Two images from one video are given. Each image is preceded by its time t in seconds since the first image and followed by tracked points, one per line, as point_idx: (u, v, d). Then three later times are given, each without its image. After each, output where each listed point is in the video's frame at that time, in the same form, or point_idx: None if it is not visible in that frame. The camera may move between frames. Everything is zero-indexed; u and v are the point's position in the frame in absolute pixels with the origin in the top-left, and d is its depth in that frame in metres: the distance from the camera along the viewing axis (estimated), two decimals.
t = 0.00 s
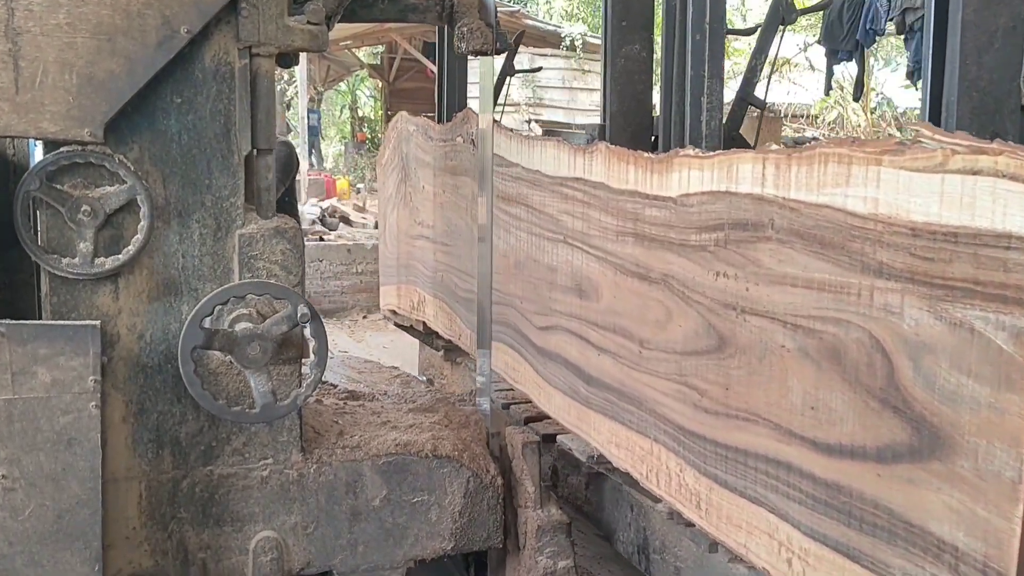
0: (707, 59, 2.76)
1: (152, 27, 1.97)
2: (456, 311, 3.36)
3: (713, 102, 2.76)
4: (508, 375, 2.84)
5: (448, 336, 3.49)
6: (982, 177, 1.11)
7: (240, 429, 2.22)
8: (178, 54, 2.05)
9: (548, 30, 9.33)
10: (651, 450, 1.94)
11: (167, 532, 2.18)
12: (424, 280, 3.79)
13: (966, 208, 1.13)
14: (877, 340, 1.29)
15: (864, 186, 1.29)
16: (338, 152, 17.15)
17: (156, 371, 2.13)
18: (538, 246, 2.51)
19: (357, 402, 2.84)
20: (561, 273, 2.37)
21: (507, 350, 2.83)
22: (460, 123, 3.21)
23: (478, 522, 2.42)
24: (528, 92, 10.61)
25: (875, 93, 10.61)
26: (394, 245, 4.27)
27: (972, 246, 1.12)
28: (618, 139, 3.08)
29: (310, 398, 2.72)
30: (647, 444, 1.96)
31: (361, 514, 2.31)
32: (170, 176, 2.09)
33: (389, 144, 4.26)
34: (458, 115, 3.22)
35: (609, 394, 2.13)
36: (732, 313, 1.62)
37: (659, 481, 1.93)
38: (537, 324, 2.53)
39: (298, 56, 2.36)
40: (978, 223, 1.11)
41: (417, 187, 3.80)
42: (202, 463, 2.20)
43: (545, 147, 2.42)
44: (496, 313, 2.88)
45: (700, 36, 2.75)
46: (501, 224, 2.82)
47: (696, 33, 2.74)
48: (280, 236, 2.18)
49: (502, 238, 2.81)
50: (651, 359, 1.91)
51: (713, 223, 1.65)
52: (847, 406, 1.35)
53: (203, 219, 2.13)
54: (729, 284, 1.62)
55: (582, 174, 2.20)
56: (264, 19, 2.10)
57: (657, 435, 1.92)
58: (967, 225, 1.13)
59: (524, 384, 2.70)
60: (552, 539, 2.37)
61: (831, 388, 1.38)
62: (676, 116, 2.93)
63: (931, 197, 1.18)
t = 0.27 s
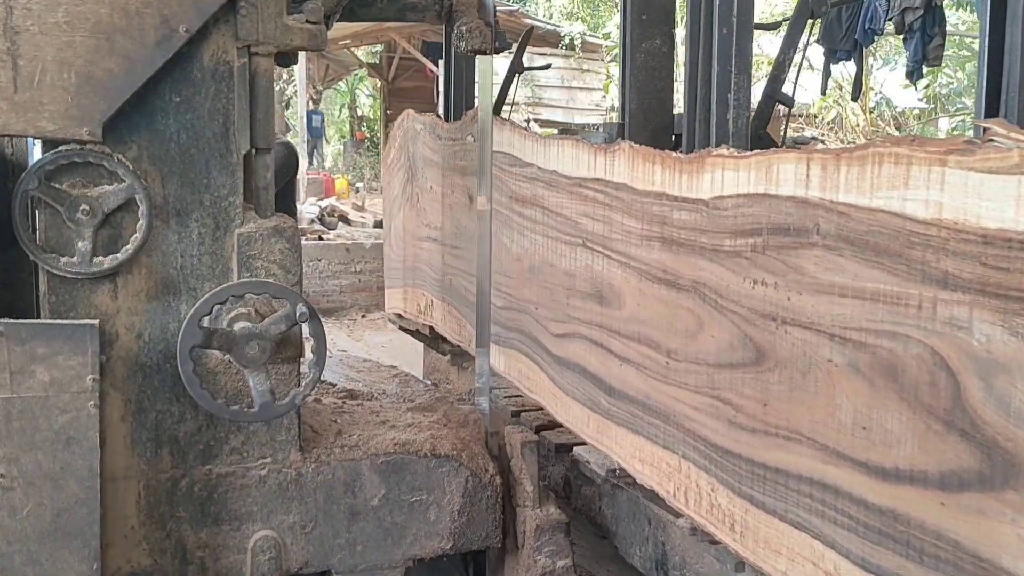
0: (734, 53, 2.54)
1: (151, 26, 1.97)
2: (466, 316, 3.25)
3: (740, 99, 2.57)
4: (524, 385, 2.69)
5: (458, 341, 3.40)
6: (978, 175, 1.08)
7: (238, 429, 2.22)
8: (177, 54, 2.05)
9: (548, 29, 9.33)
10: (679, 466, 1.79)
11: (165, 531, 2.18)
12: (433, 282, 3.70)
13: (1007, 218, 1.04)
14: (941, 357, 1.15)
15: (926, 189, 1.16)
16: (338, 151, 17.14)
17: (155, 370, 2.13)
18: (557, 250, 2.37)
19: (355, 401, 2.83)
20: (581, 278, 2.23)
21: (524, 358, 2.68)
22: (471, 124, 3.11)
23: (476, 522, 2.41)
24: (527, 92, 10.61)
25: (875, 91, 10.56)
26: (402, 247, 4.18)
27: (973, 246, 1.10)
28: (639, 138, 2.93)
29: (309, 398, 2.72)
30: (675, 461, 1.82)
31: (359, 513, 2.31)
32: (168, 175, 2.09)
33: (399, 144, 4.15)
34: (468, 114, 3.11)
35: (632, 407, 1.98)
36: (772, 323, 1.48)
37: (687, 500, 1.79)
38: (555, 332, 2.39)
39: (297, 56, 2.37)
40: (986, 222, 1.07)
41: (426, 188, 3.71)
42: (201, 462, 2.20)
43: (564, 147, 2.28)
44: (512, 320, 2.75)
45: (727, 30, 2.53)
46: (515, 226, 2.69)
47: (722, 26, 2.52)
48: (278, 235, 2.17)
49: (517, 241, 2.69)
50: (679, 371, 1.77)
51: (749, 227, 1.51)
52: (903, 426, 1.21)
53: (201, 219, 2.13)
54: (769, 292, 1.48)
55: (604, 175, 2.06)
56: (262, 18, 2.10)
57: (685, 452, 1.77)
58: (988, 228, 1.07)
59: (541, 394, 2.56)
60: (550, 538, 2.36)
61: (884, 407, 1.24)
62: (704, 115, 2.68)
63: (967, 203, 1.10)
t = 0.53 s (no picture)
0: (763, 48, 2.53)
1: (149, 25, 1.97)
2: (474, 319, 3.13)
3: (770, 97, 2.55)
4: (537, 393, 2.62)
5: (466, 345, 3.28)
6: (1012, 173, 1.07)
7: (237, 428, 2.21)
8: (175, 53, 2.05)
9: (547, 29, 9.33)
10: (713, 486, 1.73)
11: (164, 530, 2.18)
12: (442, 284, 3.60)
13: None
14: (1014, 375, 1.09)
15: (999, 193, 1.09)
16: (337, 150, 17.12)
17: (154, 369, 2.13)
18: (574, 254, 2.29)
19: (354, 401, 2.83)
20: (601, 284, 2.15)
21: (536, 366, 2.60)
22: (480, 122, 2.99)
23: (475, 522, 2.41)
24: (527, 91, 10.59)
25: (874, 91, 10.48)
26: (410, 249, 4.08)
27: (1003, 246, 1.09)
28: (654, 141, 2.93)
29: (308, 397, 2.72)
30: (706, 479, 1.76)
31: (358, 513, 2.31)
32: (167, 174, 2.09)
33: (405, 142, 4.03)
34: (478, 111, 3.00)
35: (657, 420, 1.92)
36: (817, 336, 1.42)
37: (720, 521, 1.73)
38: (573, 340, 2.31)
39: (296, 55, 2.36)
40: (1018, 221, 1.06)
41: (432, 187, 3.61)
42: (199, 462, 2.20)
43: (583, 147, 2.20)
44: (524, 326, 2.65)
45: (757, 22, 2.51)
46: (527, 229, 2.59)
47: (751, 19, 2.51)
48: (276, 234, 2.17)
49: (528, 244, 2.59)
50: (712, 385, 1.71)
51: (791, 233, 1.46)
52: (971, 451, 1.16)
53: (200, 218, 2.12)
54: (813, 303, 1.42)
55: (627, 177, 1.99)
56: (261, 17, 2.10)
57: (717, 469, 1.72)
58: None
59: (555, 404, 2.48)
60: (549, 538, 2.35)
61: (950, 430, 1.18)
62: (731, 115, 2.63)
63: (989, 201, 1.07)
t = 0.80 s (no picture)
0: (797, 43, 2.29)
1: (147, 24, 1.96)
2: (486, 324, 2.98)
3: (804, 94, 2.31)
4: (553, 404, 2.49)
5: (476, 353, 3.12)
6: (1008, 170, 1.09)
7: (235, 427, 2.21)
8: (174, 52, 2.05)
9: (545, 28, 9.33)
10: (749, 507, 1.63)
11: (163, 530, 2.18)
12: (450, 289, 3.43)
13: None
14: None
15: None
16: (335, 149, 17.08)
17: (152, 369, 2.13)
18: (595, 259, 2.17)
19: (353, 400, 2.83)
20: (624, 292, 2.03)
21: (552, 376, 2.48)
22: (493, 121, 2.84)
23: (473, 521, 2.41)
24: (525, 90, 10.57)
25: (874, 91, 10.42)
26: (416, 253, 3.90)
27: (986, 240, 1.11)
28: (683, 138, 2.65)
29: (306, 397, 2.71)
30: (742, 501, 1.66)
31: (357, 512, 2.31)
32: (165, 174, 2.09)
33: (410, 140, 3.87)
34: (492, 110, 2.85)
35: (686, 436, 1.82)
36: (870, 351, 1.32)
37: (757, 546, 1.63)
38: (593, 349, 2.19)
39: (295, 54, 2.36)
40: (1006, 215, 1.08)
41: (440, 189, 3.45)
42: (198, 461, 2.20)
43: (605, 146, 2.08)
44: (540, 333, 2.52)
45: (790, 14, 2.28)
46: (543, 233, 2.47)
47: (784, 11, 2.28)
48: (275, 233, 2.17)
49: (542, 248, 2.47)
50: (750, 401, 1.61)
51: (840, 240, 1.36)
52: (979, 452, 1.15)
53: (198, 217, 2.12)
54: (865, 315, 1.32)
55: (653, 178, 1.88)
56: (260, 17, 2.10)
57: (754, 491, 1.62)
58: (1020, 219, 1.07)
59: (573, 416, 2.36)
60: (548, 537, 2.35)
61: None
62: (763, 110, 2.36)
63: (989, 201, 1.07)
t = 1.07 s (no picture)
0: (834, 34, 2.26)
1: (147, 23, 1.96)
2: (498, 331, 2.82)
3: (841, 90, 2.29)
4: (570, 414, 2.37)
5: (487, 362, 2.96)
6: (1011, 171, 1.09)
7: (235, 427, 2.21)
8: (174, 51, 2.05)
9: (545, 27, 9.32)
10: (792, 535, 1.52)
11: (162, 529, 2.18)
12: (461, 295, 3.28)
13: None
14: None
15: None
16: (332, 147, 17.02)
17: (151, 368, 2.13)
18: (617, 265, 2.05)
19: (352, 400, 2.83)
20: (651, 300, 1.92)
21: (570, 385, 2.35)
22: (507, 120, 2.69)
23: (472, 520, 2.41)
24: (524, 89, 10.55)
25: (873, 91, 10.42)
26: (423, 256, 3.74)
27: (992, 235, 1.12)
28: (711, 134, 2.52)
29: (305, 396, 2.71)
30: (783, 526, 1.55)
31: (356, 512, 2.31)
32: (165, 173, 2.09)
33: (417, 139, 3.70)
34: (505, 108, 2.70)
35: (720, 454, 1.71)
36: (933, 369, 1.22)
37: None
38: (615, 358, 2.07)
39: (294, 52, 2.36)
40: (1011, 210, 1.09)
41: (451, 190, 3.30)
42: (197, 461, 2.19)
43: (630, 146, 1.96)
44: (557, 340, 2.40)
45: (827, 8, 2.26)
46: (560, 236, 2.34)
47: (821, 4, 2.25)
48: (274, 232, 2.17)
49: (559, 253, 2.35)
50: (794, 419, 1.50)
51: (898, 247, 1.26)
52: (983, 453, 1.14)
53: (198, 216, 2.12)
54: (927, 329, 1.22)
55: (683, 180, 1.76)
56: (259, 16, 2.10)
57: (788, 509, 1.53)
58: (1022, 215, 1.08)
59: (592, 427, 2.24)
60: (547, 536, 2.35)
61: None
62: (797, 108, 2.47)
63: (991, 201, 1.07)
